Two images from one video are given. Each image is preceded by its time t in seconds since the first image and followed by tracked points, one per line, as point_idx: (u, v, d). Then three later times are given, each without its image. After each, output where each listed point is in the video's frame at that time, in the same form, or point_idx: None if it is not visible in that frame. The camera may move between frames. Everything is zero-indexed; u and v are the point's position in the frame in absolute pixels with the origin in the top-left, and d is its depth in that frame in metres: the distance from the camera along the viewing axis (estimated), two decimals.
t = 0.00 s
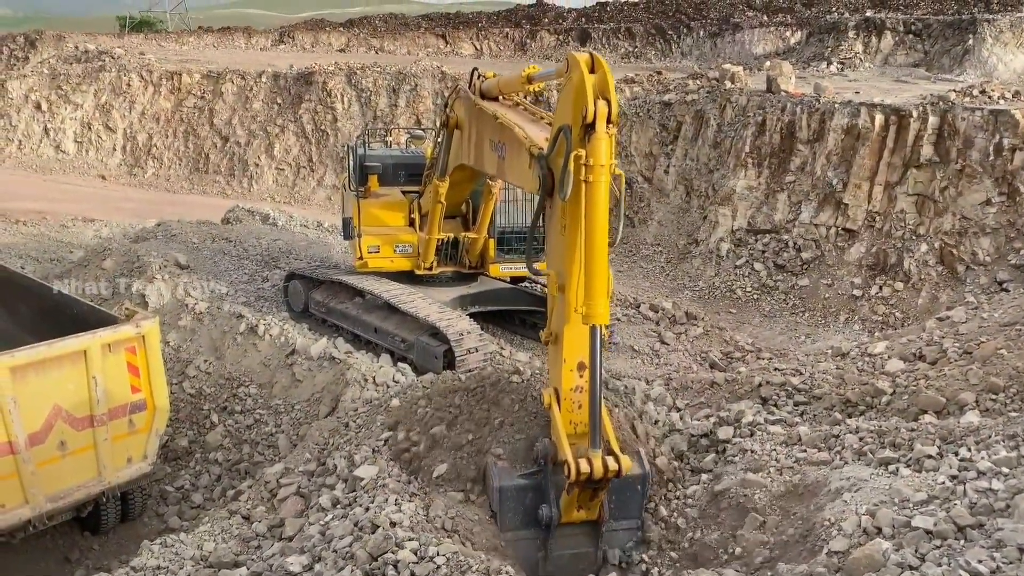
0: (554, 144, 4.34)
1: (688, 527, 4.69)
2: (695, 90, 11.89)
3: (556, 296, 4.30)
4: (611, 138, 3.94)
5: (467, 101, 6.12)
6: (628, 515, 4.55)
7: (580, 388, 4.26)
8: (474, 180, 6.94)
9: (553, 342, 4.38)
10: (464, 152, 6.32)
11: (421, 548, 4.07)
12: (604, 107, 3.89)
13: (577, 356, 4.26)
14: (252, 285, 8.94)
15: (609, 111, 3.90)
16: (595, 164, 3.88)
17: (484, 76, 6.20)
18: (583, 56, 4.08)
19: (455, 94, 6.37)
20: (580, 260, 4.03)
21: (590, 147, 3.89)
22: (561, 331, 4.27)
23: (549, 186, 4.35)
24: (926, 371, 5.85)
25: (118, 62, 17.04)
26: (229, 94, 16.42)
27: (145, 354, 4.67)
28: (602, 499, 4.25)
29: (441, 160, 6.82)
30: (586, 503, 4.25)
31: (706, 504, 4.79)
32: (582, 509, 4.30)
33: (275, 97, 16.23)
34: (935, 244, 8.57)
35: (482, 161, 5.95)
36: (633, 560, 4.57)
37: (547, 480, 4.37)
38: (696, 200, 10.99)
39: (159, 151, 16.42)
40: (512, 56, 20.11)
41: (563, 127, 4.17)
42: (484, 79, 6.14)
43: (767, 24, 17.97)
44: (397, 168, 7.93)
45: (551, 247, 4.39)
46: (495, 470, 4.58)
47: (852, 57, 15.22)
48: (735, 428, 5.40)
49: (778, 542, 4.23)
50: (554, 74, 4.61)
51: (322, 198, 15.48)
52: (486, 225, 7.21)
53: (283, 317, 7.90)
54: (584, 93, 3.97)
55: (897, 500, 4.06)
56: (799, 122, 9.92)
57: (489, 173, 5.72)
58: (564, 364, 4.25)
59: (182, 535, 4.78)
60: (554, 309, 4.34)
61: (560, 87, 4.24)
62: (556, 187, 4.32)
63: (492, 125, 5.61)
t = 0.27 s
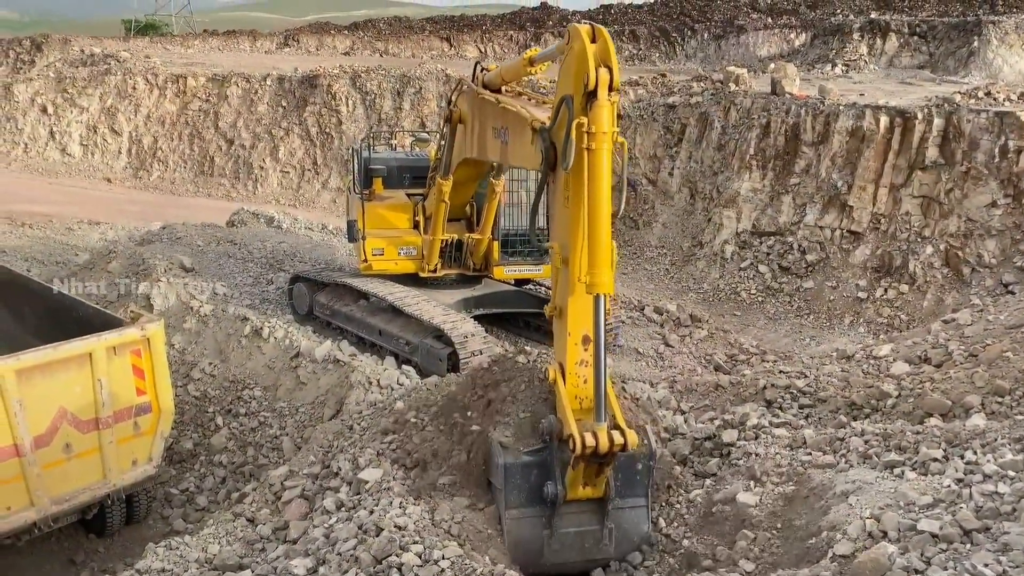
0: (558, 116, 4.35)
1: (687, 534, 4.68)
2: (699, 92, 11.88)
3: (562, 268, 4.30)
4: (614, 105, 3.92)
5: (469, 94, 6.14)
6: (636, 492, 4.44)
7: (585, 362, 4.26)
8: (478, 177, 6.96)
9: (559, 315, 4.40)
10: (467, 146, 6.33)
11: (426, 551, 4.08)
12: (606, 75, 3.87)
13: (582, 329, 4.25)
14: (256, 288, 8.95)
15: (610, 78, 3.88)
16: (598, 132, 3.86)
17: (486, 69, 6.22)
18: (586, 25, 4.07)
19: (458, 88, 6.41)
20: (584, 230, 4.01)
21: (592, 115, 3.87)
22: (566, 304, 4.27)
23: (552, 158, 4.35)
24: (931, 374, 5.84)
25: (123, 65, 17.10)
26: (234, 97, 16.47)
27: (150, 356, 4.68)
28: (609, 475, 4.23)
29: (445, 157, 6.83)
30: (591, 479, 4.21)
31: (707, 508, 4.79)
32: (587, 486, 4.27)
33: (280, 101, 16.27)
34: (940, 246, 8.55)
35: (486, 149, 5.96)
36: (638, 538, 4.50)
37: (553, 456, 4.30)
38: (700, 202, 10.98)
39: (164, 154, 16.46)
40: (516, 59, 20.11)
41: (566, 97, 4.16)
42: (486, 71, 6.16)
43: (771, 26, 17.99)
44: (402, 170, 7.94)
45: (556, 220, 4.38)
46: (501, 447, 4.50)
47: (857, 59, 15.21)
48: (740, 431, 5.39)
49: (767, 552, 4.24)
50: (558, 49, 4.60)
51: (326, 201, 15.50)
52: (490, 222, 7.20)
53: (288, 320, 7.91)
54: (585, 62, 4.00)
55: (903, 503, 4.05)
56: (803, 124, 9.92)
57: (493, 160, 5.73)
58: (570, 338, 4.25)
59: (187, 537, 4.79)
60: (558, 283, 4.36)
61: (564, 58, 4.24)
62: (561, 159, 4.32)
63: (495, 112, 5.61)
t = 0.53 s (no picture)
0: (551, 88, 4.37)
1: (688, 541, 4.65)
2: (706, 95, 11.87)
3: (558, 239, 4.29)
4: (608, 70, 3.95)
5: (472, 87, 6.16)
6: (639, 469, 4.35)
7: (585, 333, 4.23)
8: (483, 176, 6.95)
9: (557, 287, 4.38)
10: (470, 140, 6.33)
11: (433, 553, 4.09)
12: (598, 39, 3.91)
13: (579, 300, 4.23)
14: (263, 290, 8.96)
15: (603, 42, 3.91)
16: (592, 96, 3.89)
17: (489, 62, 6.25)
18: None
19: (461, 83, 6.43)
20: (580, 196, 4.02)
21: (586, 79, 3.90)
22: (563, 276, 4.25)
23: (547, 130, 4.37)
24: (940, 377, 5.81)
25: (132, 69, 17.19)
26: (241, 100, 16.52)
27: (158, 359, 4.70)
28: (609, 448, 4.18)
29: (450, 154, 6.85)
30: (592, 453, 4.17)
31: (709, 512, 4.77)
32: (588, 461, 4.21)
33: (287, 104, 16.32)
34: (948, 249, 8.51)
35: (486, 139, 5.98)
36: (643, 518, 4.38)
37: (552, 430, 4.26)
38: (707, 205, 10.96)
39: (171, 157, 16.51)
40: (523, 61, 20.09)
41: (559, 66, 4.19)
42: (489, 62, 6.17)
43: (777, 29, 18.00)
44: (408, 174, 8.00)
45: (552, 192, 4.38)
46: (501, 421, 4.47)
47: (864, 61, 15.18)
48: (747, 434, 5.37)
49: (768, 559, 4.24)
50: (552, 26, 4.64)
51: (333, 203, 15.46)
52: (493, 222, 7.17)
53: (294, 322, 7.92)
54: (578, 28, 4.03)
55: (911, 507, 4.02)
56: (811, 126, 9.90)
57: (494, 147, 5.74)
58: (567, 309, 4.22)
59: (194, 539, 4.79)
60: (557, 253, 4.33)
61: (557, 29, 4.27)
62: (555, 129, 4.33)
63: (496, 98, 5.61)
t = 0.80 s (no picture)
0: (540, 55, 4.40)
1: (695, 547, 4.64)
2: (714, 98, 11.86)
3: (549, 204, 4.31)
4: (595, 32, 3.97)
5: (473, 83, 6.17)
6: (630, 441, 4.41)
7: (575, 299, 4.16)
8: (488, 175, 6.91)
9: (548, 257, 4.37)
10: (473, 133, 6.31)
11: (441, 557, 4.12)
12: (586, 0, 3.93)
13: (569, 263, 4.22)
14: (272, 294, 8.99)
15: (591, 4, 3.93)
16: (579, 56, 3.91)
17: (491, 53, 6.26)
18: None
19: (463, 78, 6.44)
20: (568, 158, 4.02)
21: (574, 39, 3.92)
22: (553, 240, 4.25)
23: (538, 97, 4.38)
24: (949, 381, 5.78)
25: (142, 73, 17.32)
26: (251, 104, 16.60)
27: (167, 361, 4.73)
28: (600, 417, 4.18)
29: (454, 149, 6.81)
30: (584, 421, 4.19)
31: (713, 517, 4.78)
32: (579, 430, 4.21)
33: (296, 108, 16.38)
34: (958, 253, 8.46)
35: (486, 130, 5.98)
36: (635, 491, 4.43)
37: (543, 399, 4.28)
38: (715, 208, 10.94)
39: (181, 160, 16.59)
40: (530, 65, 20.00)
41: (547, 30, 4.21)
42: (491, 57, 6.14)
43: (786, 32, 17.98)
44: (418, 177, 8.03)
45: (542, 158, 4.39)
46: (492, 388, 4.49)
47: (873, 64, 15.14)
48: (756, 438, 5.36)
49: (774, 565, 4.24)
50: None
51: (342, 207, 15.43)
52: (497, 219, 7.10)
53: (303, 325, 7.95)
54: None
55: (921, 512, 4.00)
56: (819, 130, 9.87)
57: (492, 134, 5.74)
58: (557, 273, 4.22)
59: (203, 542, 4.80)
60: (547, 218, 4.34)
61: None
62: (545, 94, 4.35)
63: (494, 81, 5.61)
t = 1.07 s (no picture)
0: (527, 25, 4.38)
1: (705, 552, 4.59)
2: (726, 101, 11.83)
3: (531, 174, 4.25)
4: None
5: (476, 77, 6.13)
6: (614, 416, 4.32)
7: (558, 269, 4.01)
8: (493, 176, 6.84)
9: (531, 228, 4.27)
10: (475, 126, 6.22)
11: (451, 561, 4.11)
12: None
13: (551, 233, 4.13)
14: (283, 297, 9.02)
15: None
16: (559, 19, 3.89)
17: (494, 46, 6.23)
18: None
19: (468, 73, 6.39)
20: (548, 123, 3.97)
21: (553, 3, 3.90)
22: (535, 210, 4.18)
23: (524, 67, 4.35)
24: (963, 387, 5.73)
25: (155, 77, 17.46)
26: (263, 109, 16.67)
27: (179, 364, 4.74)
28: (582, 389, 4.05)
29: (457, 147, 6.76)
30: (563, 393, 4.07)
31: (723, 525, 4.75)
32: (560, 402, 4.10)
33: (308, 112, 16.44)
34: (972, 257, 8.40)
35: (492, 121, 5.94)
36: (620, 466, 4.35)
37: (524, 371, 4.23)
38: (727, 212, 10.91)
39: (194, 165, 16.69)
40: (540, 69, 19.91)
41: None
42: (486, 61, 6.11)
43: (797, 35, 17.95)
44: (432, 180, 8.00)
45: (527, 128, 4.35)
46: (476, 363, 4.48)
47: (886, 68, 15.07)
48: (767, 444, 5.33)
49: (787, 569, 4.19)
50: None
51: (353, 211, 15.42)
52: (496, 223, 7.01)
53: (314, 329, 7.97)
54: None
55: (934, 519, 3.97)
56: (831, 134, 9.82)
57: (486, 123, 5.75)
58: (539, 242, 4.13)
59: (213, 545, 4.81)
60: (529, 189, 4.28)
61: None
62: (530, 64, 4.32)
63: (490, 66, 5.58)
